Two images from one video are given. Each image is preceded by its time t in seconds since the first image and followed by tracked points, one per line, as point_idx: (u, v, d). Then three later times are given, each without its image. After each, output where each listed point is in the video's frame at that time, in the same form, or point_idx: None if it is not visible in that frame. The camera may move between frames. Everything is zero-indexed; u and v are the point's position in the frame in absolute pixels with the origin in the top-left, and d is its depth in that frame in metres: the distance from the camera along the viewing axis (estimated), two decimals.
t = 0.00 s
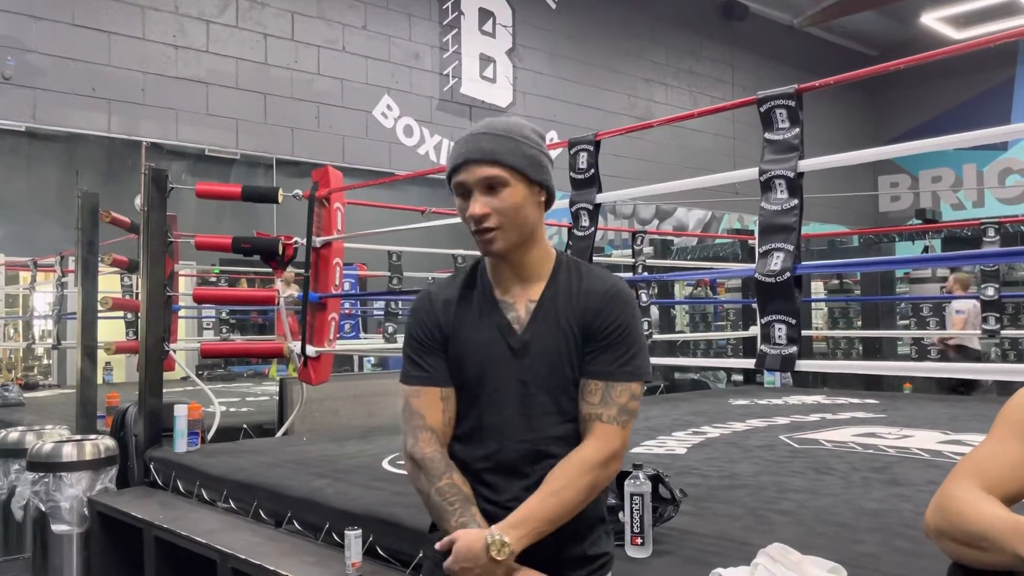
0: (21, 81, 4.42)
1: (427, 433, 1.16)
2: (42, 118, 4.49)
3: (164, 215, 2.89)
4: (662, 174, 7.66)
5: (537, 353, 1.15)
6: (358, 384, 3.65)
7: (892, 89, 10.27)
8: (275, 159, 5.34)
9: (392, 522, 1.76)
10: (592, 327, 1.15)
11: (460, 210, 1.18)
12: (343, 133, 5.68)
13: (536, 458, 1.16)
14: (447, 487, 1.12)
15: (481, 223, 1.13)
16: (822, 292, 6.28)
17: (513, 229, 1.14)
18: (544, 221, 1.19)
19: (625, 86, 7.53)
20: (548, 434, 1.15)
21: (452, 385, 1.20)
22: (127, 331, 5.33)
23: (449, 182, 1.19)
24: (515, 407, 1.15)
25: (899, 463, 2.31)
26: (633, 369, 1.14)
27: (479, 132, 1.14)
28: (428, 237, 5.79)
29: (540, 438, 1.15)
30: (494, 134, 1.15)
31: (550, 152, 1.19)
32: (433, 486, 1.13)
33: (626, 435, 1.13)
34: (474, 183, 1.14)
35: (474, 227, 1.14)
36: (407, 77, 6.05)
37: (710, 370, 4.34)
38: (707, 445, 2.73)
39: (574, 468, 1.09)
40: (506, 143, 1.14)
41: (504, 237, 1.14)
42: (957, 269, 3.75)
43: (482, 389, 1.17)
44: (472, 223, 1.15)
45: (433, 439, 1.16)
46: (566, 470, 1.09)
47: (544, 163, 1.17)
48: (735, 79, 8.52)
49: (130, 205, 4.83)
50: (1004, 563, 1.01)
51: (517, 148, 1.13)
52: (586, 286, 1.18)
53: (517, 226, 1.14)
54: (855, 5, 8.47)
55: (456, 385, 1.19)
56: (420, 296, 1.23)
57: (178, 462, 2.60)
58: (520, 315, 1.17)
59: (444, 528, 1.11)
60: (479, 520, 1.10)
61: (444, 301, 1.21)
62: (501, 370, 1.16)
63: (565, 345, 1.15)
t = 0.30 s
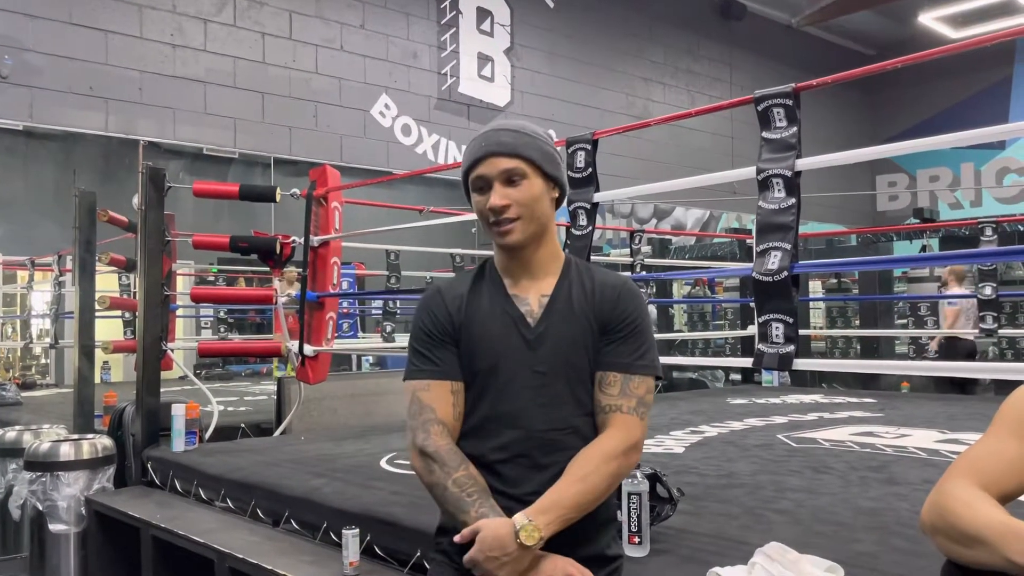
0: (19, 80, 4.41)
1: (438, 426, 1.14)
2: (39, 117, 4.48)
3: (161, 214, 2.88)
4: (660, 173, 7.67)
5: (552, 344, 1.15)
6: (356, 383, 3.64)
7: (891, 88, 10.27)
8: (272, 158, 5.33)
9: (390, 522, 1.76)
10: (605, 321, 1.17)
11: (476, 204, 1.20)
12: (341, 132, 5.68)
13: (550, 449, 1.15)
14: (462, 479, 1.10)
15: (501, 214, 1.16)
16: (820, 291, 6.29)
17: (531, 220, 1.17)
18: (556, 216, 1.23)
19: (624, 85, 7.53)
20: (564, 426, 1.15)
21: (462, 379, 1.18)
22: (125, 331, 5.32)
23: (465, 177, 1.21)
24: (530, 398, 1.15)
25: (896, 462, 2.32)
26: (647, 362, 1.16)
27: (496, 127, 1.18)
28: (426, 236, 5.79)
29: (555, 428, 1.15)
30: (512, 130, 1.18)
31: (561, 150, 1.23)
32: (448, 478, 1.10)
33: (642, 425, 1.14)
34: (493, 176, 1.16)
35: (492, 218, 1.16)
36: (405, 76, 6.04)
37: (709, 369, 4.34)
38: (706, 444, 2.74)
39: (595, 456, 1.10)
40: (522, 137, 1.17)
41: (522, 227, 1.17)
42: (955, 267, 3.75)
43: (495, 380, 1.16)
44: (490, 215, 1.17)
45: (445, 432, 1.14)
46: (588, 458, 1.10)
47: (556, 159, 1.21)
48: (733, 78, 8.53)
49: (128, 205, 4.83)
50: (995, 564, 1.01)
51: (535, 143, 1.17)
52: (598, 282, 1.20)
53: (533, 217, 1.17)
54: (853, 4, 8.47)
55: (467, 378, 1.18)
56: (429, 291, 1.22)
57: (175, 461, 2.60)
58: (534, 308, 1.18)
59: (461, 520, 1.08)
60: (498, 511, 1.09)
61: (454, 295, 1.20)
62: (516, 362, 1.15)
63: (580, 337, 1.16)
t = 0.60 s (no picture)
0: (18, 80, 4.41)
1: (443, 423, 1.13)
2: (39, 117, 4.48)
3: (160, 213, 2.88)
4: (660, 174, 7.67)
5: (558, 342, 1.15)
6: (356, 383, 3.64)
7: (890, 88, 10.28)
8: (272, 158, 5.33)
9: (388, 522, 1.76)
10: (610, 322, 1.18)
11: (492, 194, 1.18)
12: (340, 132, 5.68)
13: (555, 446, 1.15)
14: (470, 477, 1.10)
15: (523, 205, 1.15)
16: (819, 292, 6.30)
17: (550, 215, 1.17)
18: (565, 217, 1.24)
19: (623, 85, 7.53)
20: (568, 425, 1.16)
21: (465, 376, 1.18)
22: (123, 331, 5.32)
23: (482, 167, 1.20)
24: (535, 396, 1.15)
25: (895, 462, 2.32)
26: (650, 363, 1.18)
27: (520, 120, 1.19)
28: (426, 236, 5.79)
29: (561, 426, 1.15)
30: (534, 126, 1.20)
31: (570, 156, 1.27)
32: (456, 476, 1.09)
33: (645, 425, 1.15)
34: (518, 166, 1.16)
35: (513, 207, 1.15)
36: (404, 76, 6.04)
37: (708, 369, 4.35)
38: (705, 444, 2.74)
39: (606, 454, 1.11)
40: (545, 133, 1.19)
41: (543, 220, 1.17)
42: (954, 267, 3.75)
43: (499, 377, 1.15)
44: (511, 204, 1.16)
45: (449, 429, 1.14)
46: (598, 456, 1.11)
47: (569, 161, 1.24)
48: (732, 78, 8.53)
49: (127, 204, 4.83)
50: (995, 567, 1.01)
51: (558, 142, 1.20)
52: (601, 284, 1.21)
53: (552, 213, 1.18)
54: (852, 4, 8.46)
55: (470, 376, 1.17)
56: (432, 288, 1.21)
57: (174, 461, 2.59)
58: (541, 307, 1.18)
59: (470, 518, 1.08)
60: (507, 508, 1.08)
61: (458, 292, 1.19)
62: (522, 360, 1.15)
63: (585, 337, 1.17)
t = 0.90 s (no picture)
0: (18, 80, 4.41)
1: (443, 418, 1.14)
2: (39, 116, 4.48)
3: (160, 213, 2.88)
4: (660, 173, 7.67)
5: (562, 340, 1.15)
6: (356, 382, 3.64)
7: (890, 88, 10.29)
8: (272, 157, 5.33)
9: (388, 522, 1.76)
10: (616, 322, 1.18)
11: (498, 187, 1.18)
12: (341, 132, 5.68)
13: (555, 445, 1.15)
14: (467, 474, 1.10)
15: (531, 194, 1.15)
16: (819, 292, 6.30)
17: (558, 204, 1.17)
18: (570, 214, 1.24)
19: (623, 85, 7.53)
20: (570, 424, 1.16)
21: (468, 373, 1.18)
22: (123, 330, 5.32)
23: (488, 162, 1.20)
24: (538, 394, 1.14)
25: (895, 463, 2.32)
26: (655, 366, 1.18)
27: (524, 115, 1.20)
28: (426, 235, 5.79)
29: (562, 425, 1.15)
30: (535, 120, 1.21)
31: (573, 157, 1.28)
32: (453, 472, 1.10)
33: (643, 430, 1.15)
34: (523, 157, 1.17)
35: (521, 196, 1.15)
36: (404, 76, 6.04)
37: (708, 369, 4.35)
38: (705, 444, 2.74)
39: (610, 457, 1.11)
40: (549, 128, 1.20)
41: (551, 210, 1.16)
42: (954, 267, 3.75)
43: (502, 374, 1.15)
44: (519, 194, 1.16)
45: (449, 424, 1.14)
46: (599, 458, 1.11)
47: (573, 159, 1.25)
48: (732, 78, 8.53)
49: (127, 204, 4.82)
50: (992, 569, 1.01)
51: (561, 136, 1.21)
52: (607, 283, 1.21)
53: (559, 204, 1.18)
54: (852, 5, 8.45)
55: (473, 373, 1.17)
56: (438, 284, 1.21)
57: (175, 460, 2.59)
58: (545, 304, 1.18)
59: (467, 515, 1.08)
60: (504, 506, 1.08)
61: (463, 288, 1.19)
62: (525, 358, 1.15)
63: (589, 336, 1.16)
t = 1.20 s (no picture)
0: (21, 78, 4.41)
1: (404, 406, 1.13)
2: (41, 115, 4.48)
3: (163, 212, 2.89)
4: (662, 173, 7.68)
5: (564, 340, 1.11)
6: (357, 382, 3.64)
7: (891, 88, 10.29)
8: (273, 157, 5.34)
9: (390, 521, 1.76)
10: (624, 324, 1.13)
11: (504, 198, 1.14)
12: (342, 131, 5.68)
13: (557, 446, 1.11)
14: (431, 446, 1.08)
15: (536, 210, 1.11)
16: (820, 292, 6.30)
17: (565, 217, 1.13)
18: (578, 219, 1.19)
19: (624, 85, 7.53)
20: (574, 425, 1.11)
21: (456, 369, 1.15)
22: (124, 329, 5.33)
23: (494, 170, 1.14)
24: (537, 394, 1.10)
25: (896, 462, 2.32)
26: (665, 371, 1.12)
27: (533, 120, 1.14)
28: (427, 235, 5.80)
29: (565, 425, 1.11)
30: (545, 126, 1.14)
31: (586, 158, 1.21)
32: (415, 449, 1.08)
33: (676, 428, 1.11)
34: (531, 169, 1.11)
35: (525, 211, 1.11)
36: (406, 75, 6.04)
37: (708, 369, 4.35)
38: (706, 443, 2.74)
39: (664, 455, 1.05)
40: (557, 133, 1.14)
41: (557, 224, 1.13)
42: (955, 267, 3.74)
43: (499, 373, 1.11)
44: (525, 209, 1.11)
45: (411, 411, 1.12)
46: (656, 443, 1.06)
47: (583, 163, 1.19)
48: (733, 78, 8.53)
49: (129, 203, 4.83)
50: (993, 565, 1.01)
51: (569, 142, 1.15)
52: (616, 282, 1.16)
53: (567, 215, 1.14)
54: (853, 4, 8.45)
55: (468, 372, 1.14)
56: (435, 284, 1.19)
57: (177, 459, 2.60)
58: (546, 305, 1.13)
59: (438, 483, 1.06)
60: (466, 462, 1.05)
61: (457, 288, 1.16)
62: (524, 358, 1.11)
63: (595, 337, 1.12)
